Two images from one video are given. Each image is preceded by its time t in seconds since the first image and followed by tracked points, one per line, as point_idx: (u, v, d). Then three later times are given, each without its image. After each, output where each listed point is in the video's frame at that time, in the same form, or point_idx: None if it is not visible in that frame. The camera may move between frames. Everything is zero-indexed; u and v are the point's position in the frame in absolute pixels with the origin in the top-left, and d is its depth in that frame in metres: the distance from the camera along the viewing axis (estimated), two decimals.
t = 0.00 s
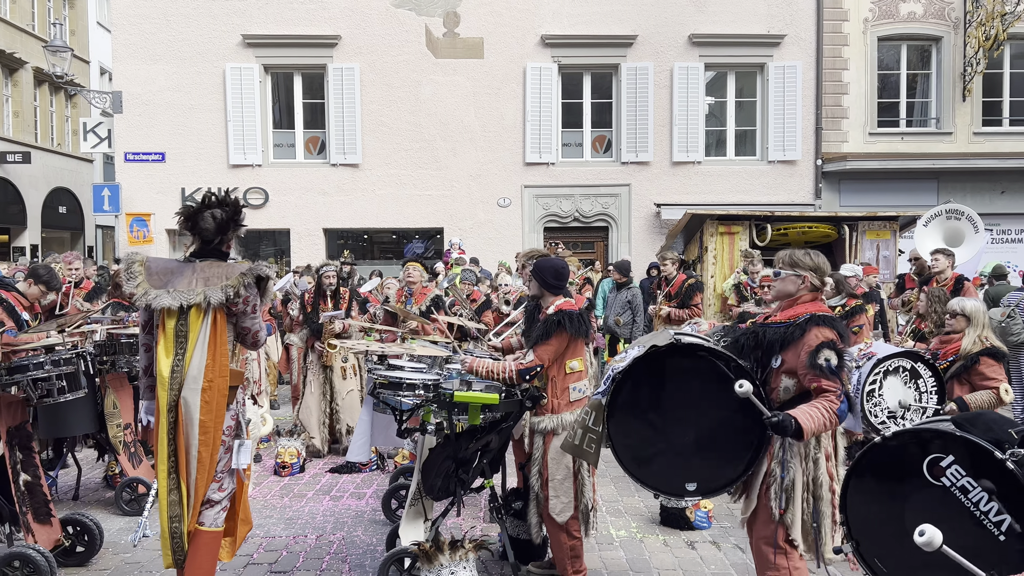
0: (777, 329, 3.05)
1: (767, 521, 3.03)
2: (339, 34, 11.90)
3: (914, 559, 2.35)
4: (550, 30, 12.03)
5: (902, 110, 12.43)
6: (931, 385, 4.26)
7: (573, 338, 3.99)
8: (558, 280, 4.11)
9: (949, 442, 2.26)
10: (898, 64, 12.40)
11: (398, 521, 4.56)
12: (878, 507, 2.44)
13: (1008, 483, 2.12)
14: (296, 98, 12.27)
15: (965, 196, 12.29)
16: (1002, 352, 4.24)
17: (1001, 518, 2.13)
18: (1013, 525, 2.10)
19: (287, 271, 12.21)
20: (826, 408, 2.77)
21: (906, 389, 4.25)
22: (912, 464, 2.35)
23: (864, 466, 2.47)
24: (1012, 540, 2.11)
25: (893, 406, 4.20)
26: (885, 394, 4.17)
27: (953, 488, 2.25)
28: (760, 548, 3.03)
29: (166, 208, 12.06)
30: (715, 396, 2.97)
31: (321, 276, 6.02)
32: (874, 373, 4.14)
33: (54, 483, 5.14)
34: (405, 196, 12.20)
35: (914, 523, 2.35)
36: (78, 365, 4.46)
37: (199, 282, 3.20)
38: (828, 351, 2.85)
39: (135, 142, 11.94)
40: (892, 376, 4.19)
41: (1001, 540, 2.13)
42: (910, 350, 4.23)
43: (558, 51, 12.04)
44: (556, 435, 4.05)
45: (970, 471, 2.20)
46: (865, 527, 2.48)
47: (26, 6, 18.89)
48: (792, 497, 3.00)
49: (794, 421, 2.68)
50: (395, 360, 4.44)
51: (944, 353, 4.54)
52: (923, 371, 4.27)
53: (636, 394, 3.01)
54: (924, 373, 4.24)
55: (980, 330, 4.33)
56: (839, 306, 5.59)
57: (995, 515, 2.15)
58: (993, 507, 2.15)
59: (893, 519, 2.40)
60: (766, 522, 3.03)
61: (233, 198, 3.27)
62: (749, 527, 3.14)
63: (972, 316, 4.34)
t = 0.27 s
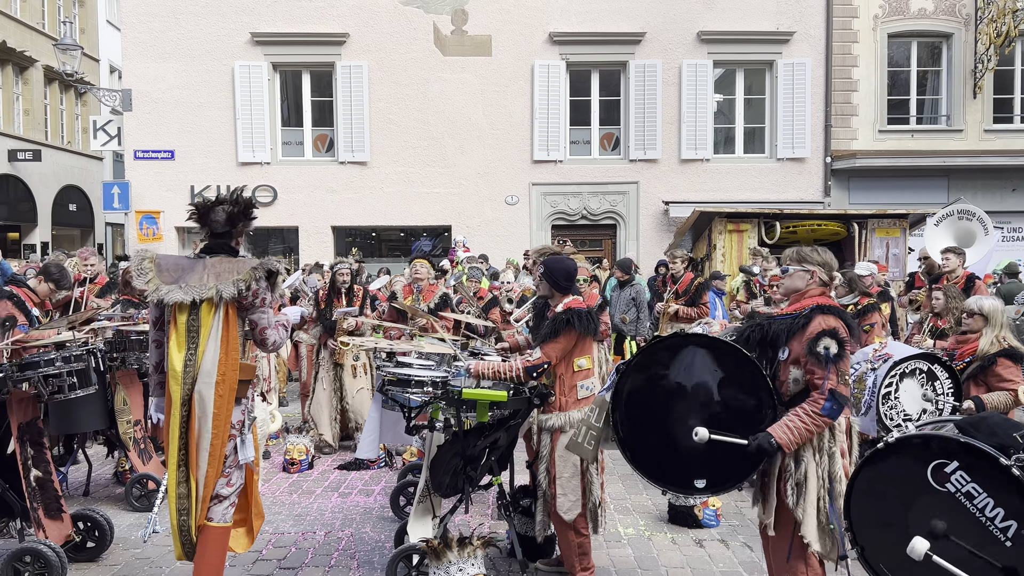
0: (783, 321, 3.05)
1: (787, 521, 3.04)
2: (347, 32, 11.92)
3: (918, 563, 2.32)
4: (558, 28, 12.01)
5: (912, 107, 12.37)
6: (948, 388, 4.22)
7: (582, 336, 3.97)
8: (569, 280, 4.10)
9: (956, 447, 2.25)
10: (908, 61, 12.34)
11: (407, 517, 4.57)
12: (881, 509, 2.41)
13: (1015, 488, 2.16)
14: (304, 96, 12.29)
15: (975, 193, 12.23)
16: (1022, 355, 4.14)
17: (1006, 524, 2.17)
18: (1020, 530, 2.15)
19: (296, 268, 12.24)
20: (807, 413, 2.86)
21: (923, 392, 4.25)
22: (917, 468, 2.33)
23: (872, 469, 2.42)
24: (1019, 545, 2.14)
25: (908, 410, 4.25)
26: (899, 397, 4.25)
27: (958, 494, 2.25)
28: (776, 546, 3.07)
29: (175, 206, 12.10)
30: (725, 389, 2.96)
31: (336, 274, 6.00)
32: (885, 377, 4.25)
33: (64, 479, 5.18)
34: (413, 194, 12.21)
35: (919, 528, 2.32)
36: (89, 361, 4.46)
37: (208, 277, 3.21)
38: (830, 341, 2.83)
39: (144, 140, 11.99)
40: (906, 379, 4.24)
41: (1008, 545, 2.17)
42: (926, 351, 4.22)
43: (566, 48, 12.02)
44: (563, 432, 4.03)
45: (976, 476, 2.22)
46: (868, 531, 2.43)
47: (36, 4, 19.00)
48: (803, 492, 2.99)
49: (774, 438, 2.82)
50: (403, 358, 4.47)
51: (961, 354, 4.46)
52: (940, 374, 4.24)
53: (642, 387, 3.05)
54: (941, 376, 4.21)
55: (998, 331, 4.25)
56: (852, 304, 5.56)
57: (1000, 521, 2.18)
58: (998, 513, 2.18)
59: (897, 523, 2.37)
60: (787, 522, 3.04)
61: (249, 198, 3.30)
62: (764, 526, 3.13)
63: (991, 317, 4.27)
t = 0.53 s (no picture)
0: (794, 320, 3.03)
1: (791, 520, 3.04)
2: (356, 29, 11.93)
3: (921, 556, 2.34)
4: (567, 25, 11.99)
5: (923, 104, 12.30)
6: (960, 388, 4.24)
7: (589, 334, 3.93)
8: (573, 275, 4.07)
9: (954, 438, 2.25)
10: (918, 58, 12.27)
11: (415, 514, 4.58)
12: (883, 502, 2.43)
13: (1012, 479, 2.13)
14: (313, 94, 12.31)
15: (987, 191, 12.16)
16: None
17: (1003, 515, 2.15)
18: (1016, 522, 2.12)
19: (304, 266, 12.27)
20: (824, 407, 2.82)
21: (935, 392, 4.31)
22: (917, 460, 2.34)
23: (872, 461, 2.44)
24: (1016, 538, 2.12)
25: (921, 411, 4.30)
26: (911, 398, 4.31)
27: (957, 485, 2.26)
28: (785, 545, 3.06)
29: (184, 203, 12.15)
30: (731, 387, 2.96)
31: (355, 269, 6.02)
32: (898, 378, 4.31)
33: (75, 474, 5.21)
34: (421, 191, 12.22)
35: (921, 519, 2.34)
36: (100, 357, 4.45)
37: (217, 272, 3.22)
38: (844, 344, 2.82)
39: (154, 137, 12.03)
40: (918, 380, 4.29)
41: (1005, 537, 2.14)
42: (939, 352, 4.27)
43: (575, 45, 12.00)
44: (570, 430, 4.00)
45: (974, 467, 2.21)
46: (872, 523, 2.46)
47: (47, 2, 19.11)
48: (812, 492, 2.96)
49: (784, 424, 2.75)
50: (411, 355, 4.49)
51: (975, 354, 4.45)
52: (953, 374, 4.27)
53: (650, 385, 3.02)
54: (953, 377, 4.25)
55: (1014, 330, 4.21)
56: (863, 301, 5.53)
57: (998, 512, 2.16)
58: (997, 504, 2.16)
59: (900, 515, 2.39)
60: (790, 521, 3.04)
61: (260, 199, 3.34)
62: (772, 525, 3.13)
63: (1006, 315, 4.24)
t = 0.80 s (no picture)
0: (807, 327, 3.02)
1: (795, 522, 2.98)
2: (364, 27, 11.94)
3: (917, 559, 2.33)
4: (576, 22, 11.98)
5: (934, 101, 12.23)
6: (968, 385, 4.18)
7: (598, 332, 3.93)
8: (580, 272, 4.05)
9: (952, 442, 2.25)
10: (930, 54, 12.20)
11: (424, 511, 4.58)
12: (881, 505, 2.42)
13: (1008, 483, 2.13)
14: (322, 91, 12.34)
15: (998, 188, 12.09)
16: None
17: (1000, 519, 2.15)
18: (1012, 526, 2.12)
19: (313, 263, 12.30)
20: (847, 398, 2.77)
21: (942, 391, 4.20)
22: (915, 462, 2.33)
23: (869, 461, 2.44)
24: (1011, 542, 2.12)
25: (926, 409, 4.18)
26: (917, 395, 4.19)
27: (953, 488, 2.25)
28: (788, 547, 3.01)
29: (194, 200, 12.19)
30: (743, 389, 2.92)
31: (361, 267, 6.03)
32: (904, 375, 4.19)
33: (86, 469, 5.24)
34: (429, 189, 12.24)
35: (918, 520, 2.33)
36: (109, 354, 4.47)
37: (224, 268, 3.23)
38: (858, 355, 2.81)
39: (164, 135, 12.08)
40: (925, 377, 4.17)
41: (1001, 542, 2.14)
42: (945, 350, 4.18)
43: (583, 42, 11.98)
44: (579, 428, 4.00)
45: (971, 470, 2.20)
46: (870, 524, 2.44)
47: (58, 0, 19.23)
48: (818, 498, 2.94)
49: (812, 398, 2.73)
50: (420, 352, 4.48)
51: (984, 353, 4.46)
52: (959, 372, 4.20)
53: (656, 386, 2.99)
54: (960, 375, 4.17)
55: None
56: (871, 300, 5.51)
57: (994, 516, 2.16)
58: (992, 508, 2.16)
59: (897, 517, 2.38)
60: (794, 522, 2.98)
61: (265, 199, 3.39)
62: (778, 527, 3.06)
63: (1016, 314, 4.21)
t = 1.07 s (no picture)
0: (819, 319, 3.00)
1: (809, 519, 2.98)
2: (374, 25, 11.95)
3: (919, 558, 2.35)
4: (585, 19, 11.96)
5: (945, 98, 12.17)
6: (973, 383, 4.21)
7: (608, 331, 3.92)
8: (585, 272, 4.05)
9: (952, 443, 2.26)
10: (941, 51, 12.14)
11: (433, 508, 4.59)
12: (886, 504, 2.43)
13: (1012, 488, 2.13)
14: (331, 89, 12.36)
15: (1010, 186, 12.02)
16: None
17: (1002, 522, 2.16)
18: (1014, 530, 2.13)
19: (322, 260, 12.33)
20: (835, 412, 2.80)
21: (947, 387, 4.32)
22: (917, 464, 2.35)
23: (875, 460, 2.46)
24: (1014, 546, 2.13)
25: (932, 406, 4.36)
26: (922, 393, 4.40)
27: (956, 490, 2.26)
28: (803, 543, 3.00)
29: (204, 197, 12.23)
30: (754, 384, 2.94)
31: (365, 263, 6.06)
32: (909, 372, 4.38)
33: (98, 465, 5.27)
34: (438, 186, 12.25)
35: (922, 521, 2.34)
36: (120, 351, 4.47)
37: (232, 266, 3.35)
38: (865, 348, 2.78)
39: (174, 132, 12.12)
40: (929, 375, 4.32)
41: (1003, 544, 2.16)
42: (948, 348, 4.27)
43: (592, 39, 11.96)
44: (588, 426, 3.98)
45: (974, 473, 2.21)
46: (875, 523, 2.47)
47: None
48: (831, 493, 2.93)
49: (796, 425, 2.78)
50: (430, 350, 4.48)
51: (991, 350, 4.36)
52: (965, 370, 4.25)
53: (663, 380, 3.03)
54: (965, 372, 4.22)
55: None
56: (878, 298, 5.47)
57: (996, 519, 2.18)
58: (995, 511, 2.17)
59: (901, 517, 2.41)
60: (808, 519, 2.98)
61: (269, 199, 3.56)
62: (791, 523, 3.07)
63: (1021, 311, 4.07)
